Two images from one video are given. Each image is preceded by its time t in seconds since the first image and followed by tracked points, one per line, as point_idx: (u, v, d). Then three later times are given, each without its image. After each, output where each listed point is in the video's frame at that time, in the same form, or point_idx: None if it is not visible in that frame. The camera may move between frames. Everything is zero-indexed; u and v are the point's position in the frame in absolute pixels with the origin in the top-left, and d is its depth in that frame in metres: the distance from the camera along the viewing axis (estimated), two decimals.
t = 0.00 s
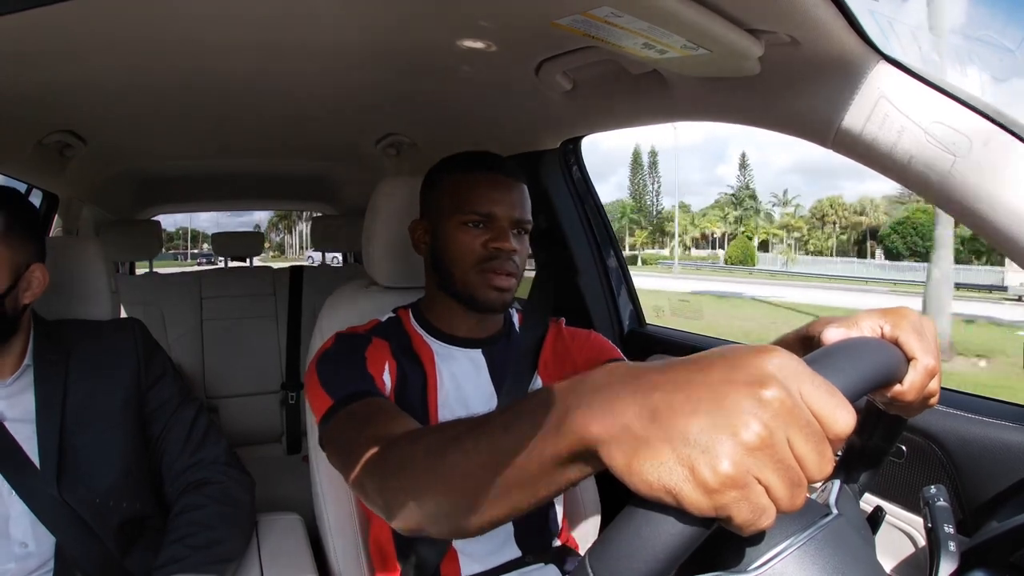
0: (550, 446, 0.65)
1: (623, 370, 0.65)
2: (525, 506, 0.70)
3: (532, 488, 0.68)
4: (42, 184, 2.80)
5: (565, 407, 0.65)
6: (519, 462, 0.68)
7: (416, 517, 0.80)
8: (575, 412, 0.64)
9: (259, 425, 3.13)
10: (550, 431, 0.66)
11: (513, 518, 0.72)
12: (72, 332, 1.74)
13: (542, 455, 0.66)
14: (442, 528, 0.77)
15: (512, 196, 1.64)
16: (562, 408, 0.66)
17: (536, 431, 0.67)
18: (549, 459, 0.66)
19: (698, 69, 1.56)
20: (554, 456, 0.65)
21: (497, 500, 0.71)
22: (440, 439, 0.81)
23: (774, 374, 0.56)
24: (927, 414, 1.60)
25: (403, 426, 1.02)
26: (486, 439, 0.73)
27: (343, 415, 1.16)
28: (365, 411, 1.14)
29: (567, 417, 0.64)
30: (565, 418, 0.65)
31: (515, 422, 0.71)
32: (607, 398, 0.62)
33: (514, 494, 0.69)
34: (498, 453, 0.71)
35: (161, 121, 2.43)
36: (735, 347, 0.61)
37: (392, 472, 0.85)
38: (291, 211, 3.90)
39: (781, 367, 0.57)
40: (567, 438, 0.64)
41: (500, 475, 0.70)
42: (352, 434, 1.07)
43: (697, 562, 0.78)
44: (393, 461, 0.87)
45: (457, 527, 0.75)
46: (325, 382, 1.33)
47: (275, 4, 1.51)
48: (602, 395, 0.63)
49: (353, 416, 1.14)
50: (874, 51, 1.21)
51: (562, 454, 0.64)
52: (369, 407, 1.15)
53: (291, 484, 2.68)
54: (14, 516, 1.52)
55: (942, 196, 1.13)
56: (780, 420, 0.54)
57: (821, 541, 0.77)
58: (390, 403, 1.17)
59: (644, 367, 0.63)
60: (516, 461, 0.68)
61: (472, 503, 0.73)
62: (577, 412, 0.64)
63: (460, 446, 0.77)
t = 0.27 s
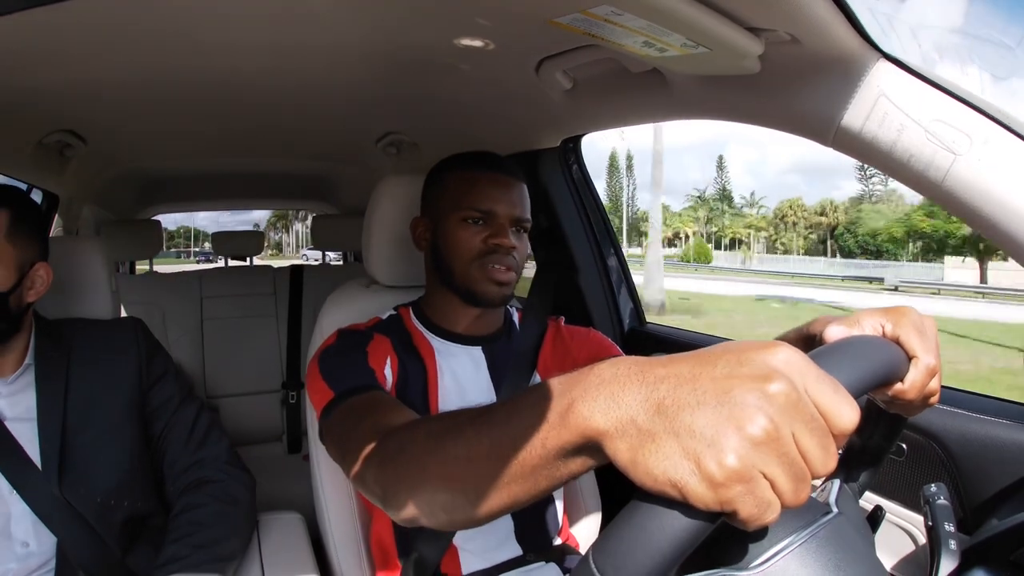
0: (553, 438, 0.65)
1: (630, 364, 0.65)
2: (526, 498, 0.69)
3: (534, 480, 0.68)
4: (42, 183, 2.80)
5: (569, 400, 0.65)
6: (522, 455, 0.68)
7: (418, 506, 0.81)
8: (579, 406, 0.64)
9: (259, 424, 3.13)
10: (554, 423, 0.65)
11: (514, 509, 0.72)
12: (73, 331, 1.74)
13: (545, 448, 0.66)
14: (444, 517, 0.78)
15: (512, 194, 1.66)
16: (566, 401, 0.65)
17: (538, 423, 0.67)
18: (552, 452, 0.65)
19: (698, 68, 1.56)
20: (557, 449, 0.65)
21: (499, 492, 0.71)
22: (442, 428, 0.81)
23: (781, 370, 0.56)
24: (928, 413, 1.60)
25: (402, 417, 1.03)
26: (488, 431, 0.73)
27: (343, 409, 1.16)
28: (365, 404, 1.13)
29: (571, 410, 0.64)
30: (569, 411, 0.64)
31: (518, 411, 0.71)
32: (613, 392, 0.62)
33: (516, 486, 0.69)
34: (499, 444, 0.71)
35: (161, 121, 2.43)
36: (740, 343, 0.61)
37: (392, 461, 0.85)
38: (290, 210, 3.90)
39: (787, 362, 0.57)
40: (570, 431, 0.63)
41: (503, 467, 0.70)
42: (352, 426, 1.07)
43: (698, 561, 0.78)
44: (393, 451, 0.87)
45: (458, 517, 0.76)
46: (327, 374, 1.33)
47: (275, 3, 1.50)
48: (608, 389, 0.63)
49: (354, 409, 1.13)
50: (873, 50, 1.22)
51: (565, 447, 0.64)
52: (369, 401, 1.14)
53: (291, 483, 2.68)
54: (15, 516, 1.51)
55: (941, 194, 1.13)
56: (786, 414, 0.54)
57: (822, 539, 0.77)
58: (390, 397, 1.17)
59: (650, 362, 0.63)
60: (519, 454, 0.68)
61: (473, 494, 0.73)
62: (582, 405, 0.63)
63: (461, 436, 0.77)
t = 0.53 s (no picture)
0: (552, 439, 0.65)
1: (629, 365, 0.65)
2: (525, 499, 0.69)
3: (533, 480, 0.68)
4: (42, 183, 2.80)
5: (568, 401, 0.65)
6: (522, 456, 0.68)
7: (416, 507, 0.80)
8: (578, 406, 0.64)
9: (259, 423, 3.13)
10: (553, 424, 0.65)
11: (513, 510, 0.72)
12: (73, 330, 1.74)
13: (544, 448, 0.66)
14: (442, 518, 0.77)
15: (512, 193, 1.66)
16: (565, 402, 0.65)
17: (537, 423, 0.67)
18: (551, 453, 0.65)
19: (697, 67, 1.56)
20: (556, 449, 0.65)
21: (497, 492, 0.71)
22: (441, 430, 0.81)
23: (780, 369, 0.56)
24: (927, 412, 1.60)
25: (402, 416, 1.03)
26: (487, 431, 0.73)
27: (341, 409, 1.16)
28: (364, 404, 1.13)
29: (570, 411, 0.64)
30: (568, 411, 0.64)
31: (517, 412, 0.71)
32: (612, 393, 0.62)
33: (516, 487, 0.69)
34: (498, 445, 0.71)
35: (161, 120, 2.43)
36: (738, 343, 0.61)
37: (390, 462, 0.85)
38: (290, 209, 3.90)
39: (786, 362, 0.57)
40: (570, 432, 0.63)
41: (502, 467, 0.70)
42: (351, 427, 1.07)
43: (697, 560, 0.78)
44: (391, 452, 0.87)
45: (456, 518, 0.76)
46: (324, 374, 1.33)
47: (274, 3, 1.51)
48: (607, 389, 0.63)
49: (352, 410, 1.13)
50: (874, 49, 1.22)
51: (565, 447, 0.64)
52: (366, 401, 1.14)
53: (291, 482, 2.68)
54: (15, 515, 1.52)
55: (941, 193, 1.13)
56: (785, 413, 0.54)
57: (821, 538, 0.77)
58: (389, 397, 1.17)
59: (650, 362, 0.63)
60: (518, 454, 0.68)
61: (471, 494, 0.73)
62: (581, 406, 0.63)
63: (460, 437, 0.77)
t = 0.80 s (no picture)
0: (550, 442, 0.65)
1: (627, 367, 0.65)
2: (523, 502, 0.69)
3: (531, 484, 0.68)
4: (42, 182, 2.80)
5: (566, 404, 0.65)
6: (520, 459, 0.68)
7: (414, 511, 0.80)
8: (576, 410, 0.64)
9: (259, 423, 3.13)
10: (551, 427, 0.65)
11: (511, 514, 0.72)
12: (72, 329, 1.74)
13: (543, 451, 0.66)
14: (440, 523, 0.77)
15: (506, 191, 1.67)
16: (563, 405, 0.65)
17: (536, 427, 0.67)
18: (550, 456, 0.65)
19: (697, 67, 1.56)
20: (555, 453, 0.65)
21: (496, 496, 0.71)
22: (440, 433, 0.81)
23: (777, 372, 0.56)
24: (927, 413, 1.60)
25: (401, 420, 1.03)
26: (486, 434, 0.73)
27: (341, 410, 1.16)
28: (363, 405, 1.14)
29: (568, 414, 0.64)
30: (566, 415, 0.64)
31: (514, 416, 0.71)
32: (610, 395, 0.62)
33: (514, 491, 0.69)
34: (497, 448, 0.71)
35: (161, 120, 2.43)
36: (734, 345, 0.61)
37: (389, 466, 0.85)
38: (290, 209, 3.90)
39: (783, 364, 0.57)
40: (568, 435, 0.63)
41: (500, 471, 0.70)
42: (349, 429, 1.07)
43: (696, 559, 0.78)
44: (389, 456, 0.86)
45: (454, 522, 0.75)
46: (324, 376, 1.33)
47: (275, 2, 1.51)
48: (604, 392, 0.63)
49: (350, 412, 1.13)
50: (873, 50, 1.22)
51: (563, 451, 0.64)
52: (365, 402, 1.14)
53: (291, 482, 2.68)
54: (14, 515, 1.52)
55: (940, 194, 1.14)
56: (783, 415, 0.54)
57: (821, 539, 0.77)
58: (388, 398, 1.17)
59: (647, 365, 0.64)
60: (517, 457, 0.68)
61: (469, 498, 0.73)
62: (578, 409, 0.63)
63: (459, 440, 0.77)
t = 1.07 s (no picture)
0: (547, 452, 0.65)
1: (621, 374, 0.65)
2: (520, 512, 0.69)
3: (528, 494, 0.68)
4: (41, 181, 2.80)
5: (561, 414, 0.65)
6: (516, 470, 0.68)
7: (411, 523, 0.80)
8: (571, 420, 0.64)
9: (259, 421, 3.13)
10: (547, 438, 0.65)
11: (508, 524, 0.72)
12: (70, 330, 1.74)
13: (539, 461, 0.66)
14: (437, 534, 0.77)
15: (505, 190, 1.66)
16: (558, 415, 0.65)
17: (532, 437, 0.67)
18: (546, 466, 0.65)
19: (697, 66, 1.56)
20: (551, 463, 0.65)
21: (493, 507, 0.71)
22: (437, 442, 0.81)
23: (771, 371, 0.57)
24: (926, 412, 1.60)
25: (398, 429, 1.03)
26: (481, 445, 0.73)
27: (339, 415, 1.16)
28: (361, 411, 1.15)
29: (564, 424, 0.64)
30: (562, 425, 0.64)
31: (508, 428, 0.71)
32: (605, 403, 0.62)
33: (512, 501, 0.69)
34: (492, 459, 0.71)
35: (159, 119, 2.43)
36: (726, 347, 0.61)
37: (384, 475, 0.85)
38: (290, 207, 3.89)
39: (777, 363, 0.58)
40: (564, 445, 0.63)
41: (496, 481, 0.70)
42: (346, 435, 1.08)
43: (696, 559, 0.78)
44: (385, 465, 0.87)
45: (449, 535, 0.75)
46: (323, 381, 1.34)
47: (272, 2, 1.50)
48: (599, 400, 0.63)
49: (349, 417, 1.14)
50: (874, 49, 1.21)
51: (559, 461, 0.64)
52: (364, 408, 1.15)
53: (290, 480, 2.68)
54: (11, 518, 1.52)
55: (940, 193, 1.13)
56: (779, 415, 0.54)
57: (820, 538, 0.77)
58: (386, 405, 1.18)
59: (641, 371, 0.64)
60: (513, 468, 0.68)
61: (466, 510, 0.73)
62: (574, 419, 0.63)
63: (454, 450, 0.77)
